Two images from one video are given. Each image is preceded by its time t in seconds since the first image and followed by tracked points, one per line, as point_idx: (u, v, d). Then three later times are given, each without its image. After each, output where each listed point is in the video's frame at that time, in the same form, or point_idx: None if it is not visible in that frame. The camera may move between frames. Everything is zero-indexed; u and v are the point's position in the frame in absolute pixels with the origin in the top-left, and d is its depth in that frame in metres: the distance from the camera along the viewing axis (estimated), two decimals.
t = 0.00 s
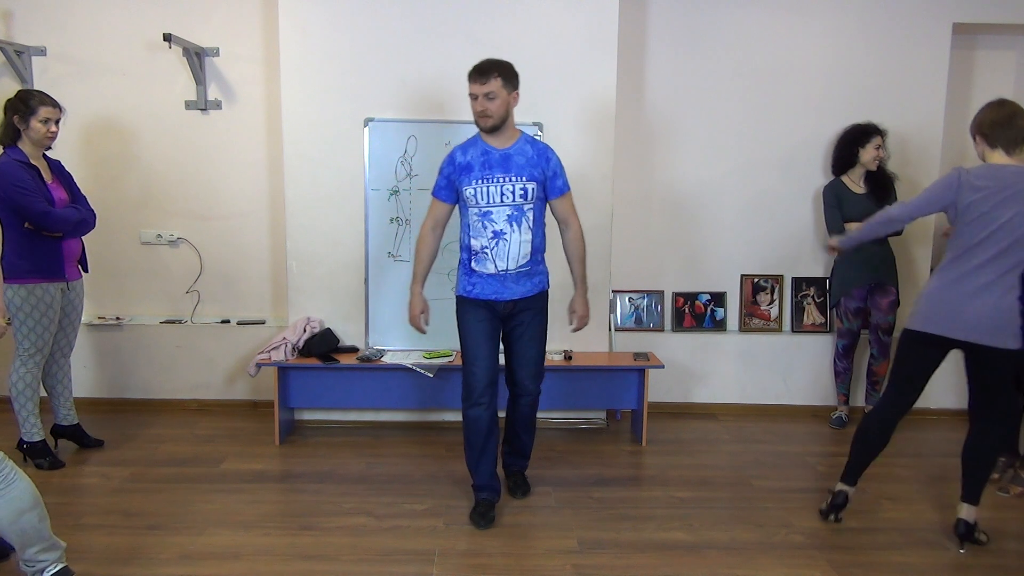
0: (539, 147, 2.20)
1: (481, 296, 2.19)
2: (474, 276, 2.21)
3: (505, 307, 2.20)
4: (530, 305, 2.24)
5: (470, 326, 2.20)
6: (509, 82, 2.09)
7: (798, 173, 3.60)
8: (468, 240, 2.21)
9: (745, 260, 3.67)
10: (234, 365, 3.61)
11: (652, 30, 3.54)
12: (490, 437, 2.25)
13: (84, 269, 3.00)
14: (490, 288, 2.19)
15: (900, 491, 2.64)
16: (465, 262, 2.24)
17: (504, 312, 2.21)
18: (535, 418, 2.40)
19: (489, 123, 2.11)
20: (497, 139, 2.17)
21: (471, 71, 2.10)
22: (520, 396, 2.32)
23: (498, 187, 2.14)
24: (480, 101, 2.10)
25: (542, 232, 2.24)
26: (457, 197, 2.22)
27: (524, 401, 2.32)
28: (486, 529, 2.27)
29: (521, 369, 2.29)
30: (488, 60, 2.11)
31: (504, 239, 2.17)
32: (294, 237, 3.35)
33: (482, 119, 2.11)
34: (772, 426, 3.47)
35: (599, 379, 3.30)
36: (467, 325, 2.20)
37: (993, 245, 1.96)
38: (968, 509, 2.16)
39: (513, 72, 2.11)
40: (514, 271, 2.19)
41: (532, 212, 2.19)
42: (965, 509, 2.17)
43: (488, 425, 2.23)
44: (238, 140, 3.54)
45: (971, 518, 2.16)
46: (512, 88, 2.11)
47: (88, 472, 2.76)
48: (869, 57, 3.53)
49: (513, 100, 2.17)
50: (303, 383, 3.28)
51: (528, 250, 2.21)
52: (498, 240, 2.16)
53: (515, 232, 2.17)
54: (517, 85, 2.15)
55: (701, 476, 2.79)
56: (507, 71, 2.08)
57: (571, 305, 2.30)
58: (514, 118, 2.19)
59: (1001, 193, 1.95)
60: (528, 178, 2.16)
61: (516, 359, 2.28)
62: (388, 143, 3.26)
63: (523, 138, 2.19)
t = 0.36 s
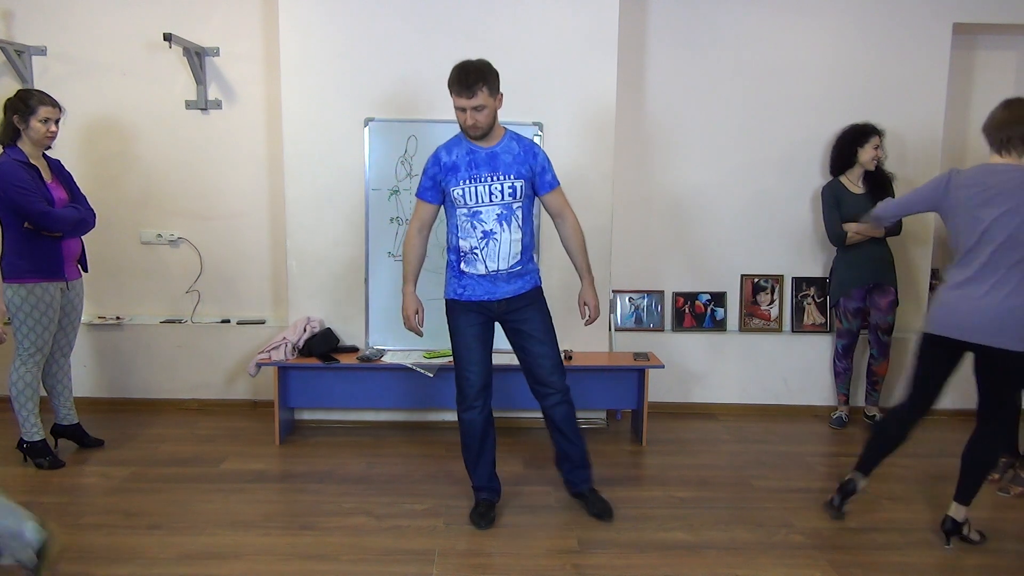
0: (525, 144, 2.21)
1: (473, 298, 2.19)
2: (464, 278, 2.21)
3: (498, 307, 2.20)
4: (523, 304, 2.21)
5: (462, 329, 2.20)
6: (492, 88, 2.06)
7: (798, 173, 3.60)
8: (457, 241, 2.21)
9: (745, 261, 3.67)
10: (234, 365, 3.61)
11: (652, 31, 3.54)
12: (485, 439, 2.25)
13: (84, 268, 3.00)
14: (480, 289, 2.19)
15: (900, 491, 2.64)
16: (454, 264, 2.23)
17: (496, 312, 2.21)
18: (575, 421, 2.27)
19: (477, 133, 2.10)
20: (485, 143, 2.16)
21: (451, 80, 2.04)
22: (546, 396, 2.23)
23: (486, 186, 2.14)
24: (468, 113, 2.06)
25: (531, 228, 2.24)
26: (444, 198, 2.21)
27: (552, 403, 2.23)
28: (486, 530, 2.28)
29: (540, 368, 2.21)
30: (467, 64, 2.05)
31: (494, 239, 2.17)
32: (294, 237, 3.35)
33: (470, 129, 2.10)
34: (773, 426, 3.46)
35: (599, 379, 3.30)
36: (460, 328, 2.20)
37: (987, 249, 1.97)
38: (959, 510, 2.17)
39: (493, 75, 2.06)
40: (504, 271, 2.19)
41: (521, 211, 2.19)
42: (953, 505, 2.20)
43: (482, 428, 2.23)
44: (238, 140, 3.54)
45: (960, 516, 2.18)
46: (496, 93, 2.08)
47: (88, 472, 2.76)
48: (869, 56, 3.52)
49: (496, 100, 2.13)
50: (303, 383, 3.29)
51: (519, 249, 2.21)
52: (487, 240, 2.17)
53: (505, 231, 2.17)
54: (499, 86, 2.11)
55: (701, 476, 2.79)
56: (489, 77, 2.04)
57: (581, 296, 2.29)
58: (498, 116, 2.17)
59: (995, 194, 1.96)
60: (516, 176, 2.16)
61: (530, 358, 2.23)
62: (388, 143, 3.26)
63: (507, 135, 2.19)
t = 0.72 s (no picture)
0: (523, 143, 2.21)
1: (473, 299, 2.19)
2: (462, 278, 2.20)
3: (496, 306, 2.19)
4: (523, 305, 2.21)
5: (462, 329, 2.20)
6: (489, 91, 2.05)
7: (799, 173, 3.60)
8: (456, 242, 2.20)
9: (745, 260, 3.67)
10: (234, 365, 3.61)
11: (652, 30, 3.54)
12: (485, 439, 2.25)
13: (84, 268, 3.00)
14: (480, 290, 2.19)
15: (901, 491, 2.64)
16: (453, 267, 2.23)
17: (494, 312, 2.20)
18: (552, 427, 2.22)
19: (476, 137, 2.10)
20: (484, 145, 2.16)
21: (446, 85, 2.04)
22: (526, 397, 2.19)
23: (486, 188, 2.14)
24: (465, 119, 2.06)
25: (530, 229, 2.24)
26: (443, 199, 2.21)
27: (535, 403, 2.18)
28: (487, 529, 2.28)
29: (526, 365, 2.17)
30: (461, 68, 2.04)
31: (494, 240, 2.17)
32: (294, 236, 3.35)
33: (468, 134, 2.10)
34: (773, 426, 3.46)
35: (599, 378, 3.30)
36: (459, 329, 2.20)
37: (987, 242, 2.09)
38: (947, 498, 2.23)
39: (489, 78, 2.05)
40: (504, 271, 2.19)
41: (521, 212, 2.19)
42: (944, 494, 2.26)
43: (482, 428, 2.23)
44: (238, 140, 3.54)
45: (947, 505, 2.23)
46: (492, 96, 2.07)
47: (88, 471, 2.76)
48: (870, 56, 3.52)
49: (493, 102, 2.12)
50: (303, 383, 3.29)
51: (519, 250, 2.20)
52: (487, 242, 2.16)
53: (505, 233, 2.17)
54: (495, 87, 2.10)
55: (701, 476, 2.78)
56: (484, 81, 2.03)
57: (570, 297, 2.27)
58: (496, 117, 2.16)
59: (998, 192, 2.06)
60: (515, 177, 2.16)
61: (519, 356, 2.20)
62: (388, 143, 3.25)
63: (506, 135, 2.19)
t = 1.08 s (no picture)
0: (525, 144, 2.21)
1: (473, 299, 2.19)
2: (461, 279, 2.20)
3: (494, 305, 2.19)
4: (521, 304, 2.20)
5: (462, 329, 2.21)
6: (490, 91, 2.05)
7: (799, 173, 3.60)
8: (457, 243, 2.20)
9: (745, 260, 3.67)
10: (234, 365, 3.61)
11: (652, 30, 3.54)
12: (484, 439, 2.25)
13: (84, 268, 3.00)
14: (480, 291, 2.18)
15: (901, 491, 2.64)
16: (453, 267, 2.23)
17: (492, 312, 2.20)
18: (518, 430, 2.22)
19: (476, 137, 2.10)
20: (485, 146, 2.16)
21: (448, 86, 2.04)
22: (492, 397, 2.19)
23: (488, 188, 2.15)
24: (466, 119, 2.05)
25: (531, 230, 2.24)
26: (444, 198, 2.21)
27: (500, 404, 2.17)
28: (487, 529, 2.27)
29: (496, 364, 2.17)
30: (462, 68, 2.04)
31: (495, 240, 2.17)
32: (294, 236, 3.35)
33: (470, 135, 2.10)
34: (773, 425, 3.46)
35: (599, 378, 3.30)
36: (459, 329, 2.21)
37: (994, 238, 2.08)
38: (951, 495, 2.24)
39: (490, 79, 2.05)
40: (505, 272, 2.19)
41: (522, 212, 2.20)
42: (948, 491, 2.27)
43: (482, 429, 2.23)
44: (238, 140, 3.54)
45: (953, 502, 2.24)
46: (493, 97, 2.07)
47: (88, 471, 2.76)
48: (869, 56, 3.52)
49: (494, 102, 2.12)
50: (303, 383, 3.29)
51: (520, 251, 2.20)
52: (487, 242, 2.16)
53: (506, 233, 2.17)
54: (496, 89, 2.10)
55: (702, 476, 2.78)
56: (485, 81, 2.03)
57: (561, 300, 2.28)
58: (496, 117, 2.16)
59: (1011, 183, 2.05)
60: (517, 177, 2.16)
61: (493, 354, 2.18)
62: (388, 143, 3.25)
63: (507, 135, 2.19)
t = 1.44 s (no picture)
0: (525, 144, 2.21)
1: (472, 299, 2.19)
2: (461, 278, 2.20)
3: (492, 304, 2.19)
4: (519, 304, 2.20)
5: (461, 329, 2.21)
6: (491, 90, 2.05)
7: (799, 173, 3.60)
8: (456, 242, 2.20)
9: (744, 260, 3.67)
10: (233, 365, 3.61)
11: (652, 30, 3.54)
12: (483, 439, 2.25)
13: (84, 268, 3.00)
14: (479, 290, 2.18)
15: (900, 491, 2.64)
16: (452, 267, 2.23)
17: (490, 312, 2.20)
18: (514, 431, 2.22)
19: (477, 135, 2.10)
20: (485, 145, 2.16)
21: (449, 83, 2.04)
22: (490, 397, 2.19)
23: (487, 188, 2.14)
24: (467, 117, 2.05)
25: (531, 230, 2.24)
26: (444, 198, 2.21)
27: (496, 404, 2.17)
28: (486, 529, 2.27)
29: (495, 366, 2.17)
30: (464, 66, 2.04)
31: (494, 241, 2.17)
32: (294, 236, 3.35)
33: (471, 133, 2.10)
34: (772, 425, 3.46)
35: (599, 378, 3.30)
36: (458, 329, 2.21)
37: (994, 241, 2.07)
38: (950, 497, 2.24)
39: (492, 77, 2.05)
40: (504, 272, 2.18)
41: (521, 213, 2.20)
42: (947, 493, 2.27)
43: (480, 429, 2.23)
44: (238, 140, 3.54)
45: (952, 504, 2.23)
46: (495, 95, 2.07)
47: (88, 471, 2.75)
48: (869, 56, 3.52)
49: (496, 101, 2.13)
50: (302, 383, 3.29)
51: (519, 251, 2.20)
52: (487, 242, 2.16)
53: (505, 233, 2.17)
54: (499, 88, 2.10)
55: (701, 476, 2.78)
56: (488, 80, 2.03)
57: (556, 302, 2.28)
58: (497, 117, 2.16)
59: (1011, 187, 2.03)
60: (517, 177, 2.16)
61: (491, 354, 2.18)
62: (388, 143, 3.25)
63: (508, 136, 2.19)
